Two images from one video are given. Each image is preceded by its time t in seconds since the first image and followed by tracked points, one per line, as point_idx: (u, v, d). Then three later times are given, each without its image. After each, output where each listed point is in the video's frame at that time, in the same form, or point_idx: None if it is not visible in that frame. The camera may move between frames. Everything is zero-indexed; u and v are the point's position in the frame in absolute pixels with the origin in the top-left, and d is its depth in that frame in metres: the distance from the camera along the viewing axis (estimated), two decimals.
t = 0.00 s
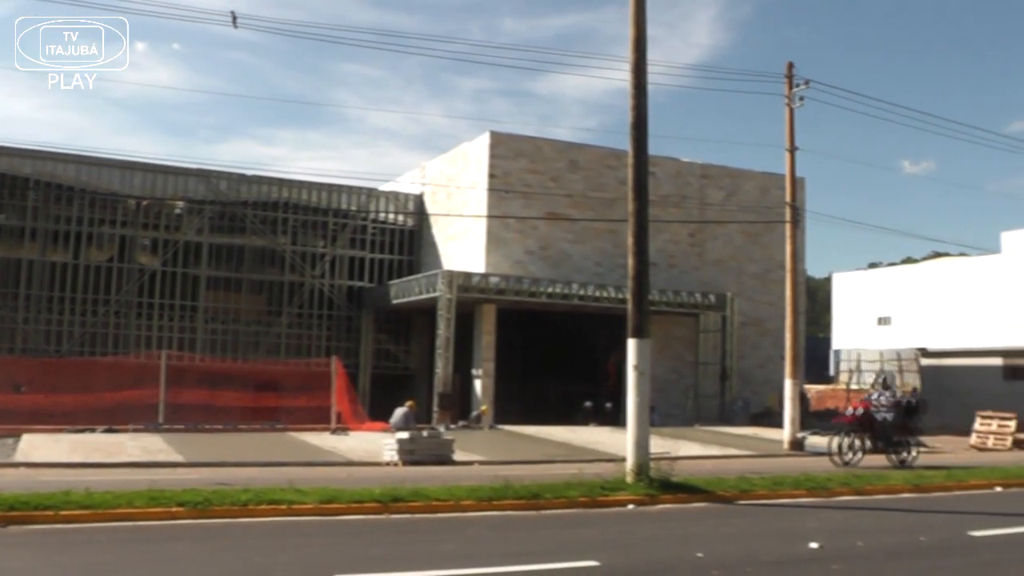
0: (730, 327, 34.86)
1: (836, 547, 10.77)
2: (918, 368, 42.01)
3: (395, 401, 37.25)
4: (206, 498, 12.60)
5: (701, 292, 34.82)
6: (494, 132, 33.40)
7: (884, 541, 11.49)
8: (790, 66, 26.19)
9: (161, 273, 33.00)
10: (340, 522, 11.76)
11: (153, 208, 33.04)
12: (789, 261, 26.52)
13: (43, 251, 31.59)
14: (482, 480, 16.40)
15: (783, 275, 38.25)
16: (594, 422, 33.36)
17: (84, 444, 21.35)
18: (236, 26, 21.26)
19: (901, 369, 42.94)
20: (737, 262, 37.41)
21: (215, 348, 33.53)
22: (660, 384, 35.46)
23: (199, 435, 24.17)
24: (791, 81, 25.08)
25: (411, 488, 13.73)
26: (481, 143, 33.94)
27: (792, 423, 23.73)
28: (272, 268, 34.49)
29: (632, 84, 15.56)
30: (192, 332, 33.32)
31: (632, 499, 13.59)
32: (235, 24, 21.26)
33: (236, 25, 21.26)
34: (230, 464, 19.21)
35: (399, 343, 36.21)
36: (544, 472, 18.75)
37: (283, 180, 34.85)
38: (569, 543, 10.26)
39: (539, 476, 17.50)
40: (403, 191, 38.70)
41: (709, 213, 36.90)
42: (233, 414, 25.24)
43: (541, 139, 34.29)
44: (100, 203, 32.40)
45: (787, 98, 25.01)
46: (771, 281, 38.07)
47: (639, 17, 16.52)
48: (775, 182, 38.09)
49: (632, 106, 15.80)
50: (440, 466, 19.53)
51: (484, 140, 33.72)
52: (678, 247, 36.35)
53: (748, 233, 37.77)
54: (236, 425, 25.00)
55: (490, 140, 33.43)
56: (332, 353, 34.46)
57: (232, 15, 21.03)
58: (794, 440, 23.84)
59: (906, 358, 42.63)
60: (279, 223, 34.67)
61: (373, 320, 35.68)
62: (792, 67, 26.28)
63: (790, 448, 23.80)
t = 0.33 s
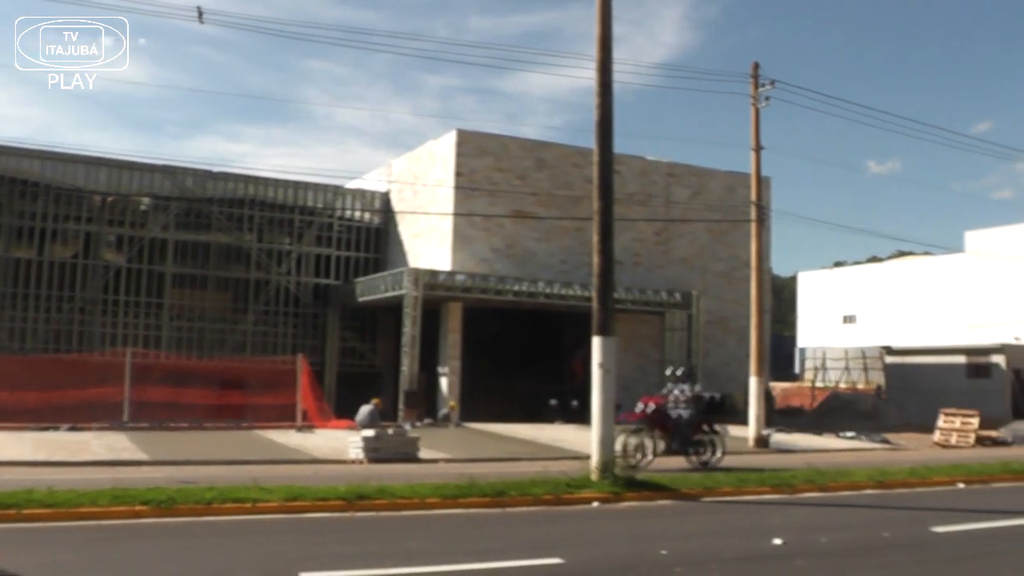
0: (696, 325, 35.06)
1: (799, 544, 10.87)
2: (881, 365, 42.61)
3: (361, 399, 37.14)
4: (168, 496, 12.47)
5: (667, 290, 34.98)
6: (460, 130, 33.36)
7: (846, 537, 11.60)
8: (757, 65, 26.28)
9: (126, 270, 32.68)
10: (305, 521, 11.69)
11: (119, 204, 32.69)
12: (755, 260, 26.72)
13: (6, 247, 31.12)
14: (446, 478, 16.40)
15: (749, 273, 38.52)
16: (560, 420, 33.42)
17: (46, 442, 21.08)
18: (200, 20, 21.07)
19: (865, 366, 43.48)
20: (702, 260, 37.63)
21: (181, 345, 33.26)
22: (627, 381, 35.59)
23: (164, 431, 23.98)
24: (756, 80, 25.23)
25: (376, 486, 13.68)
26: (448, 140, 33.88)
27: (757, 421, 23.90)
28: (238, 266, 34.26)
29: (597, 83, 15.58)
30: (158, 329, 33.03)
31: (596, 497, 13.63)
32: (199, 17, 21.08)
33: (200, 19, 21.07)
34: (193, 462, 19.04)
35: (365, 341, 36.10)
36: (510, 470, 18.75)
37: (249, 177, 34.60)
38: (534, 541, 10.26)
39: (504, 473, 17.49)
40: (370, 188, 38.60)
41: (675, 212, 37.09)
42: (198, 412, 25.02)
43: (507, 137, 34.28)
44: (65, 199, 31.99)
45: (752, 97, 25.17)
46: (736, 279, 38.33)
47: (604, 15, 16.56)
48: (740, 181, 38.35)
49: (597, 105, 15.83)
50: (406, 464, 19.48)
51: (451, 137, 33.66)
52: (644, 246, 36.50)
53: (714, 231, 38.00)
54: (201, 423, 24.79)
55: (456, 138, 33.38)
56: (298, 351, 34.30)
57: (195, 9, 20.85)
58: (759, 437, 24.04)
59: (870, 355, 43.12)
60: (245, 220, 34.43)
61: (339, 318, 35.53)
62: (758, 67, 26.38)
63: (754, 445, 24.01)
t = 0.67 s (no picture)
0: (668, 323, 35.17)
1: (768, 541, 10.91)
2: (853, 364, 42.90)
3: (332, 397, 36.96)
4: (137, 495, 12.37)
5: (639, 289, 35.10)
6: (433, 127, 33.29)
7: (815, 534, 11.67)
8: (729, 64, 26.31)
9: (97, 267, 32.37)
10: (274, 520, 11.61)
11: (90, 201, 32.40)
12: (727, 258, 26.80)
13: None
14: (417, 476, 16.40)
15: (721, 272, 38.71)
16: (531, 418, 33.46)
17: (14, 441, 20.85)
18: (172, 16, 20.97)
19: (836, 365, 43.76)
20: (674, 259, 37.78)
21: (152, 343, 33.02)
22: (599, 380, 35.67)
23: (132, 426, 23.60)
24: (728, 81, 25.31)
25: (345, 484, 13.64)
26: (420, 138, 33.81)
27: (727, 419, 24.02)
28: (210, 263, 34.02)
29: (568, 81, 15.60)
30: (129, 327, 32.77)
31: (567, 495, 13.64)
32: (170, 13, 20.99)
33: (172, 15, 20.98)
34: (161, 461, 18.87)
35: (337, 339, 35.96)
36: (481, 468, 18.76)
37: (221, 173, 34.34)
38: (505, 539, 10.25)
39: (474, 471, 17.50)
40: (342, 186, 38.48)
41: (647, 210, 37.21)
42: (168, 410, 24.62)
43: (479, 135, 34.27)
44: (35, 195, 31.64)
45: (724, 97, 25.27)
46: (708, 277, 38.49)
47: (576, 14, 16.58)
48: (711, 180, 38.54)
49: (568, 103, 15.86)
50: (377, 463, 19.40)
51: (423, 135, 33.59)
52: (616, 244, 36.60)
53: (686, 230, 38.15)
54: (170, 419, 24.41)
55: (428, 135, 33.32)
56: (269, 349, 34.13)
57: (166, 6, 20.78)
58: (729, 435, 24.17)
59: (841, 354, 43.43)
60: (216, 217, 34.16)
61: (311, 315, 35.40)
62: (730, 66, 26.46)
63: (726, 443, 24.12)
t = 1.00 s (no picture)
0: (640, 322, 35.33)
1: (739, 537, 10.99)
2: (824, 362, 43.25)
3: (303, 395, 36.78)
4: (107, 496, 12.26)
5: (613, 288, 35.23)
6: (406, 126, 33.24)
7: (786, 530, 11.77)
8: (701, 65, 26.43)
9: (68, 265, 32.02)
10: (244, 519, 11.55)
11: (61, 199, 32.04)
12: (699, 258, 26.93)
13: None
14: (388, 474, 16.38)
15: (694, 271, 38.91)
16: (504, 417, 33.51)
17: None
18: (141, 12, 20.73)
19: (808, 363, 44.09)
20: (647, 258, 37.91)
21: (123, 342, 32.75)
22: (572, 378, 35.73)
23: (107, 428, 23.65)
24: (701, 81, 25.45)
25: (318, 483, 13.60)
26: (394, 136, 33.73)
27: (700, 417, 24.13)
28: (182, 262, 33.80)
29: (540, 80, 15.61)
30: (100, 326, 32.49)
31: (539, 494, 13.68)
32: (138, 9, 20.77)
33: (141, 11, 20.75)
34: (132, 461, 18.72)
35: (309, 338, 35.81)
36: (452, 467, 18.77)
37: (193, 171, 34.10)
38: (476, 537, 10.26)
39: (447, 470, 17.53)
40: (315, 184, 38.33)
41: (620, 209, 37.31)
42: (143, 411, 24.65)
43: (453, 134, 34.25)
44: (5, 192, 31.26)
45: (697, 97, 25.38)
46: (681, 276, 38.67)
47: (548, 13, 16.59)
48: (685, 179, 38.74)
49: (541, 101, 15.87)
50: (349, 462, 19.35)
51: (397, 134, 33.52)
52: (590, 243, 36.67)
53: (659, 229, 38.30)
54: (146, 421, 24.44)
55: (402, 134, 33.25)
56: (242, 348, 33.93)
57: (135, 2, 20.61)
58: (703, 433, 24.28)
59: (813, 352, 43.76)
60: (188, 215, 33.94)
61: (283, 314, 35.25)
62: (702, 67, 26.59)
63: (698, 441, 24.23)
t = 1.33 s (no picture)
0: (609, 322, 35.44)
1: (705, 536, 11.03)
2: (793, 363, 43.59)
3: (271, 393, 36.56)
4: (71, 496, 12.13)
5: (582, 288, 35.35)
6: (376, 125, 33.11)
7: (751, 529, 11.82)
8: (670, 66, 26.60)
9: (34, 263, 31.61)
10: (209, 519, 11.47)
11: (27, 195, 31.62)
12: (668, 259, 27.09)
13: None
14: (355, 474, 16.32)
15: (662, 271, 39.10)
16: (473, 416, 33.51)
17: None
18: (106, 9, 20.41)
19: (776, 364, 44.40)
20: (617, 258, 38.04)
21: (90, 340, 32.40)
22: (541, 379, 35.76)
23: (71, 429, 23.45)
24: (671, 82, 25.57)
25: (285, 482, 13.53)
26: (364, 135, 33.59)
27: (667, 417, 24.23)
28: (149, 260, 33.53)
29: (509, 80, 15.61)
30: (66, 324, 32.11)
31: (506, 493, 13.69)
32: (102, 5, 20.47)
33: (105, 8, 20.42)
34: (96, 461, 18.53)
35: (278, 337, 35.60)
36: (419, 466, 18.72)
37: (162, 168, 33.84)
38: (442, 536, 10.23)
39: (414, 470, 17.50)
40: (284, 183, 38.12)
41: (590, 210, 37.40)
42: (107, 410, 24.56)
43: (422, 133, 34.19)
44: None
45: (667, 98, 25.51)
46: (650, 276, 38.85)
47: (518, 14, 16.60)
48: (655, 180, 38.92)
49: (510, 101, 15.88)
50: (316, 461, 19.27)
51: (367, 133, 33.40)
52: (559, 243, 36.73)
53: (628, 229, 38.45)
54: (110, 421, 24.33)
55: (372, 133, 33.14)
56: (210, 348, 33.67)
57: None
58: (670, 433, 24.38)
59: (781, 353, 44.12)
60: (157, 213, 33.69)
61: (252, 313, 35.04)
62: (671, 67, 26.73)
63: (666, 441, 24.33)
